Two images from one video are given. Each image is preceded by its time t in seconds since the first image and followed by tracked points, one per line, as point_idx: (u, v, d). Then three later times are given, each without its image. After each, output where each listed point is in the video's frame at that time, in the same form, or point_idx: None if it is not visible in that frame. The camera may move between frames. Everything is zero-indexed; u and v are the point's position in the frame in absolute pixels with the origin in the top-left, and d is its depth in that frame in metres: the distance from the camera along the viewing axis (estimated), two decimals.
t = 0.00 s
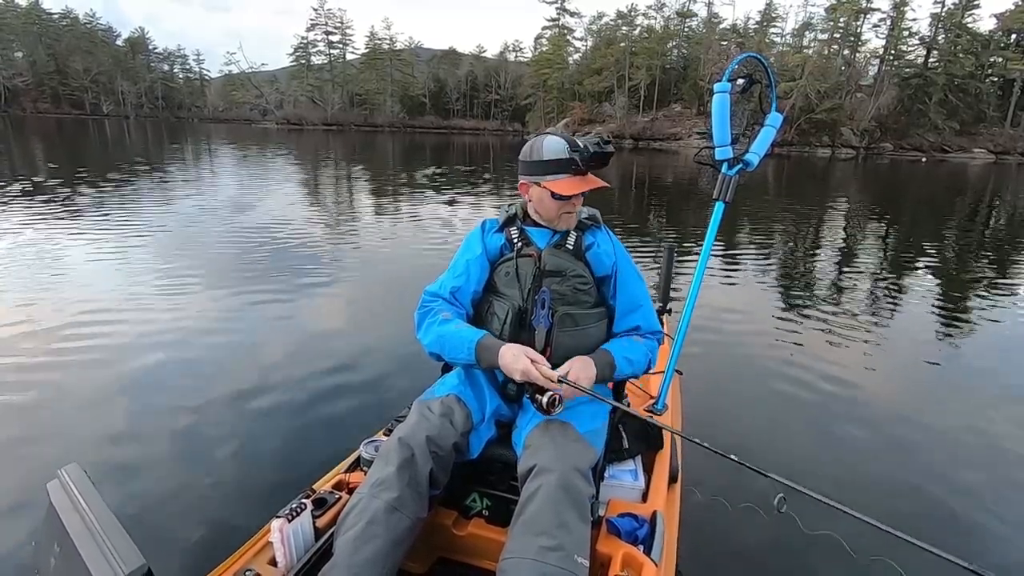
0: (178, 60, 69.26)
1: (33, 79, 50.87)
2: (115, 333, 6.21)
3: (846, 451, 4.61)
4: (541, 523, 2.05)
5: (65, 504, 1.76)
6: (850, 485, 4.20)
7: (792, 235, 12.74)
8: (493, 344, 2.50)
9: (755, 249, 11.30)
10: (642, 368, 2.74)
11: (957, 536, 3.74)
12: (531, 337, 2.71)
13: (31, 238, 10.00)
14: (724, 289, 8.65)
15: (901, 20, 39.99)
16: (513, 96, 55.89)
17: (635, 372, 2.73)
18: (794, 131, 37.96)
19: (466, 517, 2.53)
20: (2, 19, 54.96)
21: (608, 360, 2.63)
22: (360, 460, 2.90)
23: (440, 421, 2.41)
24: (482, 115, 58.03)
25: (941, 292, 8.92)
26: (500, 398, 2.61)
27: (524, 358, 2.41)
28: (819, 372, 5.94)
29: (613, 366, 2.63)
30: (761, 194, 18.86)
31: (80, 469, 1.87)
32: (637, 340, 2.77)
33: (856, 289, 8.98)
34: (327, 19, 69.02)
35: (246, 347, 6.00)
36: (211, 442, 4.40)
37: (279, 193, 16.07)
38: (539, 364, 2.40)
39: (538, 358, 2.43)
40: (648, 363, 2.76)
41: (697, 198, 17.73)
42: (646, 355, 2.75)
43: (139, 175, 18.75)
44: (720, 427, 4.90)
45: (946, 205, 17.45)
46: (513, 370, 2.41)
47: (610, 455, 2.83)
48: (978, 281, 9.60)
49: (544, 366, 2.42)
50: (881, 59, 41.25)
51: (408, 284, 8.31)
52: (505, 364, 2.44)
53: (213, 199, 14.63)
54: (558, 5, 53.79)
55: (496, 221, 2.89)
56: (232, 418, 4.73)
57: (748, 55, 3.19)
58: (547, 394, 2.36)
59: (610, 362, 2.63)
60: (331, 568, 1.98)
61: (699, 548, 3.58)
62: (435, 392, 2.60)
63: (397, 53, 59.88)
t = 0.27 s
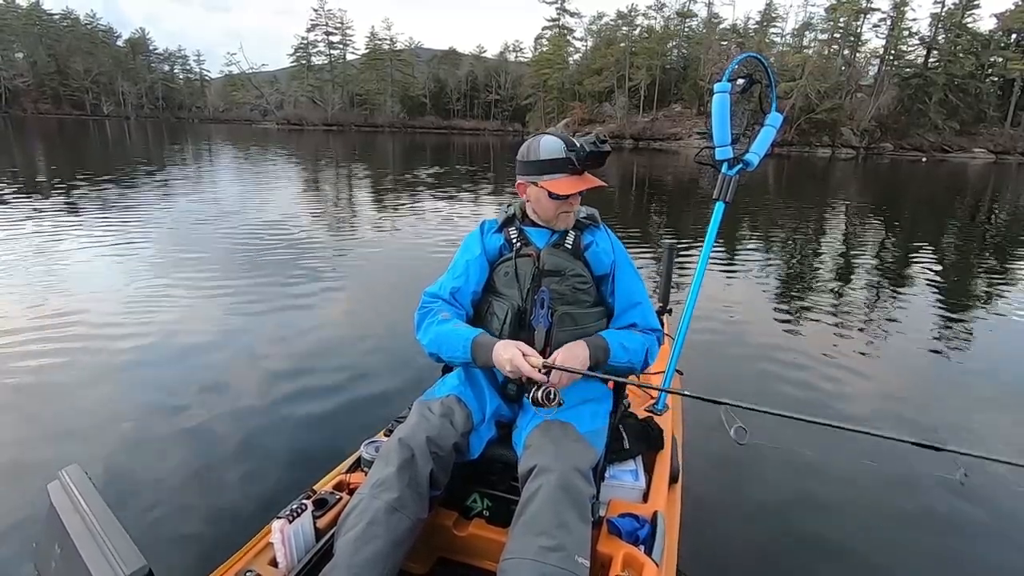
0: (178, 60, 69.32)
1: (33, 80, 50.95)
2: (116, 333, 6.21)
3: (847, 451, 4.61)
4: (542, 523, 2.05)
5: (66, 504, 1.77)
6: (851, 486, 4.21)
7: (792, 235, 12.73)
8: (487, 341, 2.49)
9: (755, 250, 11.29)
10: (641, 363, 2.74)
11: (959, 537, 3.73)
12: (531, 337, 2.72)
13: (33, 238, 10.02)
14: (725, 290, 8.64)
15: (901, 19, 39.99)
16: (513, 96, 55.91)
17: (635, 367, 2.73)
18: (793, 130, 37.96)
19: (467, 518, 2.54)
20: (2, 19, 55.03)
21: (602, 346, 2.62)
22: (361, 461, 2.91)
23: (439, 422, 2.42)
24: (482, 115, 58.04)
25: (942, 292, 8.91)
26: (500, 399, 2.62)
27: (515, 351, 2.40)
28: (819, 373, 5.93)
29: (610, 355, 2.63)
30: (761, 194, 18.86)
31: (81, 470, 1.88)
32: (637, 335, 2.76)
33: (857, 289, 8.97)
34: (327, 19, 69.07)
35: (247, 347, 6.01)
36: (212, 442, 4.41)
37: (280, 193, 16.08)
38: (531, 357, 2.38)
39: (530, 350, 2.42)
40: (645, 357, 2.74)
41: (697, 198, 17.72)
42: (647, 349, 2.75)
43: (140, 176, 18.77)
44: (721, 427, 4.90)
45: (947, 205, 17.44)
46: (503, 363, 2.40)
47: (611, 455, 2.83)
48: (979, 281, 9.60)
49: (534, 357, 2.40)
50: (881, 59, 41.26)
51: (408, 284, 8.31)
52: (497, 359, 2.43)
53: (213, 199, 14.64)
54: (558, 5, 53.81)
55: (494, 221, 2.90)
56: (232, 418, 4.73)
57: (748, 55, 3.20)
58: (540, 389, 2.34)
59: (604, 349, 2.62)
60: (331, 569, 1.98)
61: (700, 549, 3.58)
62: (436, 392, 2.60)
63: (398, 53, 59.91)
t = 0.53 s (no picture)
0: (178, 60, 69.29)
1: (34, 79, 50.95)
2: (116, 333, 6.21)
3: (848, 452, 4.61)
4: (544, 524, 2.06)
5: (68, 506, 1.78)
6: (852, 487, 4.20)
7: (792, 235, 12.75)
8: (492, 339, 2.49)
9: (755, 250, 11.30)
10: (643, 361, 2.74)
11: (960, 538, 3.73)
12: (531, 337, 2.72)
13: (33, 238, 10.01)
14: (725, 290, 8.66)
15: (901, 20, 39.98)
16: (514, 96, 55.93)
17: (638, 363, 2.73)
18: (794, 131, 37.95)
19: (469, 519, 2.54)
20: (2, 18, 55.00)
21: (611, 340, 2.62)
22: (363, 463, 2.91)
23: (441, 423, 2.42)
24: (482, 115, 58.00)
25: (942, 292, 8.93)
26: (502, 400, 2.62)
27: (523, 349, 2.41)
28: (821, 373, 5.94)
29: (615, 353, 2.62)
30: (761, 194, 18.86)
31: (83, 473, 1.88)
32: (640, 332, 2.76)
33: (856, 289, 8.99)
34: (328, 19, 69.07)
35: (248, 347, 6.01)
36: (213, 443, 4.40)
37: (280, 193, 16.08)
38: (539, 356, 2.39)
39: (538, 350, 2.43)
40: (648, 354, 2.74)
41: (698, 198, 17.72)
42: (649, 346, 2.75)
43: (140, 175, 18.75)
44: (721, 428, 4.90)
45: (946, 205, 17.48)
46: (510, 361, 2.42)
47: (613, 456, 2.83)
48: (978, 281, 9.62)
49: (543, 357, 2.41)
50: (881, 59, 41.28)
51: (409, 284, 8.31)
52: (504, 359, 2.44)
53: (213, 199, 14.62)
54: (558, 5, 53.81)
55: (494, 222, 2.91)
56: (234, 418, 4.73)
57: (748, 55, 3.21)
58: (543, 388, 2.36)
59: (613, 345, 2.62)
60: (334, 570, 1.98)
61: (702, 550, 3.58)
62: (437, 394, 2.61)
63: (398, 53, 59.91)
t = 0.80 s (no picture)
0: (178, 58, 69.26)
1: (34, 77, 50.92)
2: (117, 332, 6.21)
3: (847, 452, 4.61)
4: (545, 524, 2.06)
5: (69, 507, 1.78)
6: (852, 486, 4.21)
7: (792, 235, 12.77)
8: (497, 339, 2.49)
9: (755, 250, 11.32)
10: (643, 359, 2.75)
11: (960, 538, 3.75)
12: (532, 336, 2.73)
13: (34, 236, 10.01)
14: (725, 290, 8.67)
15: (902, 20, 39.99)
16: (514, 95, 55.94)
17: (637, 362, 2.73)
18: (794, 131, 37.96)
19: (470, 519, 2.55)
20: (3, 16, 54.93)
21: (609, 344, 2.64)
22: (363, 463, 2.92)
23: (442, 423, 2.43)
24: (482, 115, 57.98)
25: (942, 292, 8.95)
26: (502, 400, 2.62)
27: (530, 350, 2.40)
28: (821, 373, 5.94)
29: (616, 352, 2.63)
30: (761, 194, 18.88)
31: (84, 473, 1.89)
32: (639, 330, 2.76)
33: (856, 289, 9.01)
34: (328, 18, 69.08)
35: (249, 346, 6.02)
36: (212, 443, 4.40)
37: (280, 192, 16.09)
38: (546, 358, 2.38)
39: (545, 351, 2.42)
40: (650, 353, 2.76)
41: (698, 199, 17.72)
42: (649, 343, 2.76)
43: (140, 173, 18.75)
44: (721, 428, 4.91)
45: (946, 205, 17.51)
46: (518, 362, 2.39)
47: (613, 457, 2.84)
48: (978, 281, 9.64)
49: (550, 359, 2.40)
50: (881, 59, 41.31)
51: (409, 283, 8.33)
52: (510, 359, 2.43)
53: (213, 198, 14.62)
54: (559, 4, 53.83)
55: (494, 222, 2.91)
56: (234, 418, 4.74)
57: (748, 55, 3.21)
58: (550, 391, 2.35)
59: (612, 346, 2.64)
60: (335, 570, 1.99)
61: (704, 551, 3.58)
62: (438, 394, 2.61)
63: (398, 52, 59.91)
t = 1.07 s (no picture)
0: (178, 57, 69.26)
1: (34, 76, 50.94)
2: (116, 330, 6.21)
3: (846, 452, 4.62)
4: (544, 524, 2.06)
5: (67, 505, 1.78)
6: (850, 486, 4.23)
7: (792, 235, 12.78)
8: (502, 335, 2.49)
9: (755, 249, 11.33)
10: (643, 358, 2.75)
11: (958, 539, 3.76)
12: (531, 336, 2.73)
13: (33, 235, 10.01)
14: (725, 290, 8.67)
15: (902, 20, 40.00)
16: (514, 95, 55.95)
17: (638, 360, 2.73)
18: (794, 131, 37.97)
19: (469, 518, 2.55)
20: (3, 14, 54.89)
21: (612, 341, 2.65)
22: (362, 462, 2.92)
23: (440, 423, 2.43)
24: (483, 114, 57.94)
25: (941, 292, 8.97)
26: (501, 399, 2.62)
27: (538, 348, 2.41)
28: (821, 373, 5.94)
29: (618, 353, 2.64)
30: (761, 194, 18.87)
31: (82, 472, 1.88)
32: (639, 329, 2.76)
33: (856, 289, 9.01)
34: (328, 17, 69.08)
35: (248, 345, 6.01)
36: (212, 442, 4.40)
37: (280, 191, 16.08)
38: (554, 356, 2.39)
39: (553, 349, 2.43)
40: (650, 352, 2.76)
41: (697, 199, 17.71)
42: (649, 342, 2.76)
43: (140, 172, 18.76)
44: (719, 427, 4.93)
45: (946, 206, 17.54)
46: (526, 360, 2.40)
47: (613, 456, 2.85)
48: (977, 282, 9.66)
49: (559, 358, 2.40)
50: (882, 60, 41.33)
51: (409, 283, 8.33)
52: (517, 355, 2.43)
53: (213, 197, 14.60)
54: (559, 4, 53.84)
55: (493, 221, 2.91)
56: (233, 417, 4.73)
57: (748, 55, 3.21)
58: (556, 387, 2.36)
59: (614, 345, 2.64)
60: (333, 569, 1.99)
61: (705, 552, 3.57)
62: (436, 394, 2.61)
63: (398, 52, 59.93)
